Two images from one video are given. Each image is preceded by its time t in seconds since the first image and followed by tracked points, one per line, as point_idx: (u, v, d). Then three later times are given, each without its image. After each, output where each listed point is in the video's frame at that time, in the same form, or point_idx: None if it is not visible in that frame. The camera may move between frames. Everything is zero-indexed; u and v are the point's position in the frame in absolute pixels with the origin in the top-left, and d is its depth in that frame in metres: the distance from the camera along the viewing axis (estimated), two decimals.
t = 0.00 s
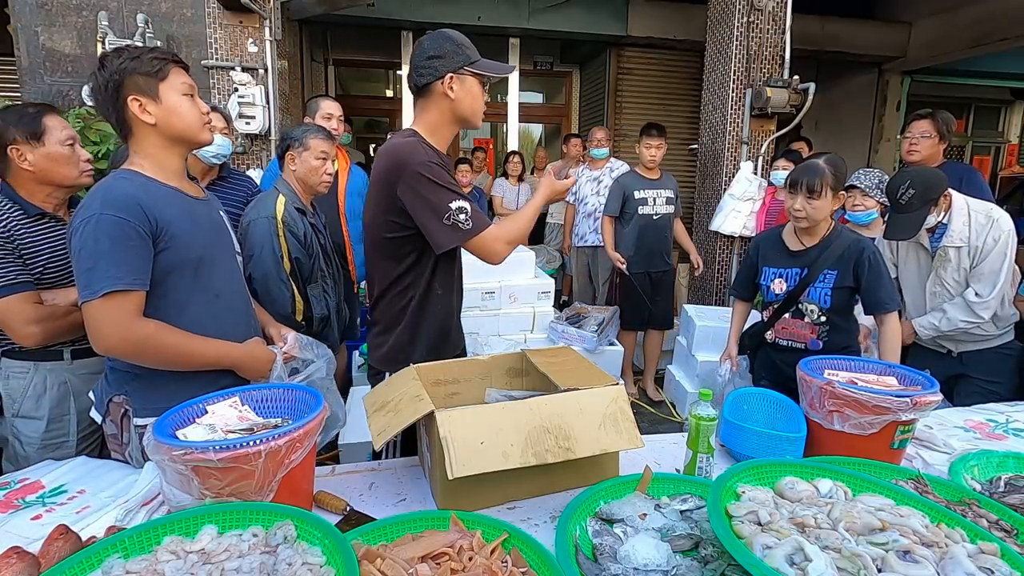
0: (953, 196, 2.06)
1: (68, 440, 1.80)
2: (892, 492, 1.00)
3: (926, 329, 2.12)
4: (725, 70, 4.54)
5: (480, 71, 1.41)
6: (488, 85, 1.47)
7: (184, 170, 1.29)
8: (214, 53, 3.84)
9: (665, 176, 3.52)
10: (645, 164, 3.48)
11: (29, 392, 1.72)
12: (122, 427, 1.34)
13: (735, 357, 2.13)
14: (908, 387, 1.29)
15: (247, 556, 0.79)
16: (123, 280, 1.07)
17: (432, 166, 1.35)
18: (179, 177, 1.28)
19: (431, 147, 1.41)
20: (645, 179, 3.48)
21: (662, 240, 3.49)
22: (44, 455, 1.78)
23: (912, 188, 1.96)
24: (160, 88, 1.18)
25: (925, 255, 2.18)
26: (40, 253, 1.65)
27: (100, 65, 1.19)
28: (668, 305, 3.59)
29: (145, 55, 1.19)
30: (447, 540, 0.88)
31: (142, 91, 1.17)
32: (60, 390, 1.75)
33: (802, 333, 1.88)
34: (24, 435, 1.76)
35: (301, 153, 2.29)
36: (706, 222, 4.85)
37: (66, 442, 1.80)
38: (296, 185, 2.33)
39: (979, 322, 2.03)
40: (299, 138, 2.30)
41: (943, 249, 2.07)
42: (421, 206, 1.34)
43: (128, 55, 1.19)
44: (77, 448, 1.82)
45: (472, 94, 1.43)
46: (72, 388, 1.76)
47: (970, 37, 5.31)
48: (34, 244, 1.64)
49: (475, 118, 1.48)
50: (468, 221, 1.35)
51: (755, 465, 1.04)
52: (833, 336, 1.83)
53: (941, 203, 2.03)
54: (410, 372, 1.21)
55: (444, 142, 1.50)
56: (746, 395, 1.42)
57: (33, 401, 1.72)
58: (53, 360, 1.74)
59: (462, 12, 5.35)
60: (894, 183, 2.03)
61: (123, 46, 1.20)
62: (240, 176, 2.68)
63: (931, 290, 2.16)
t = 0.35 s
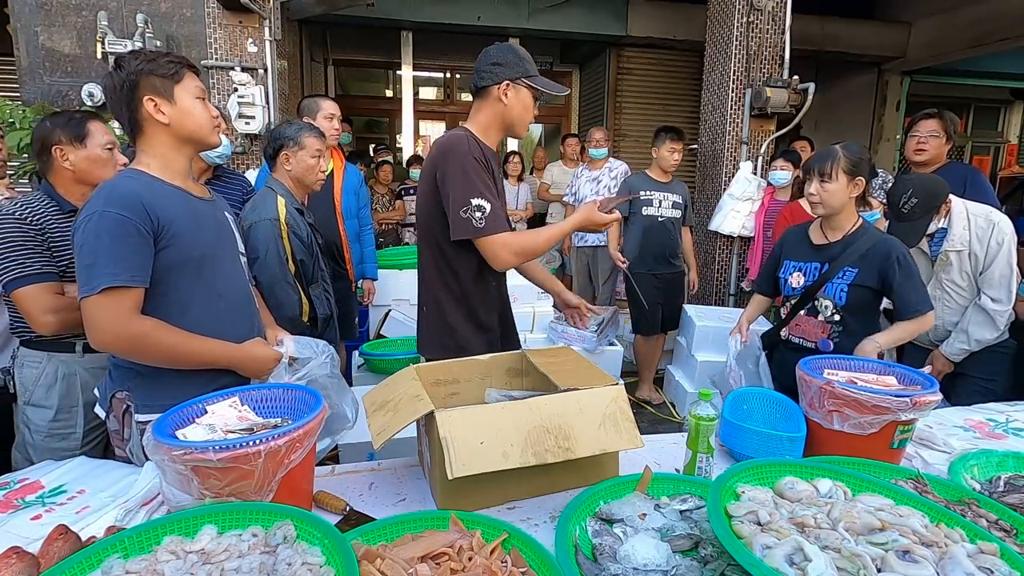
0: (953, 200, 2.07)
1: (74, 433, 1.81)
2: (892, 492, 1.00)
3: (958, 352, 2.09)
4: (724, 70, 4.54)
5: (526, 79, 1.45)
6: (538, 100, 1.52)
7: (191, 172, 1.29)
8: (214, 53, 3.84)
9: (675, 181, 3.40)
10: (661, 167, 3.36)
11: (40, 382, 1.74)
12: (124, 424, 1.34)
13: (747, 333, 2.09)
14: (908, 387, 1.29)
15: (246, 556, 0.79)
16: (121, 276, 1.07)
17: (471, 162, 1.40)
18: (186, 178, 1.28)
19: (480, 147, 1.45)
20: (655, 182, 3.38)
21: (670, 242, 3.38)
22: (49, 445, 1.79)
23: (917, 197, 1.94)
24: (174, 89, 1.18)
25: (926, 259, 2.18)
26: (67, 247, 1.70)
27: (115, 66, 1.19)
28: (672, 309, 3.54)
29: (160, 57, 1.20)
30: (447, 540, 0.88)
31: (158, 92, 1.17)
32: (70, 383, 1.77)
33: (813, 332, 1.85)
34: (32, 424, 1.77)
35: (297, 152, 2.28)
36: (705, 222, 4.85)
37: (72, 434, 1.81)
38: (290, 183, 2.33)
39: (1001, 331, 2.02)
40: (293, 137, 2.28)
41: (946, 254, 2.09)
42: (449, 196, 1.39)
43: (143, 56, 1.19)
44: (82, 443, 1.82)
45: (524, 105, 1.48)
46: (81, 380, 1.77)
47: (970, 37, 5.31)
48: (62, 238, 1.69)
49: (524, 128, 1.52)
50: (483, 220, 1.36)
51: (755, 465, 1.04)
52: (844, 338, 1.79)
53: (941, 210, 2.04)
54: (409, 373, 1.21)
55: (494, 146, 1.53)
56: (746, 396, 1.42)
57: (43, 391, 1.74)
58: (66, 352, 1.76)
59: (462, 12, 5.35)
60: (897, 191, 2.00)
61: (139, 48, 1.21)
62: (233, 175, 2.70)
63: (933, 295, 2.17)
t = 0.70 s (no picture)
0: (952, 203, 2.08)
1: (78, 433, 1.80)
2: (892, 492, 1.00)
3: (952, 352, 2.11)
4: (724, 70, 4.54)
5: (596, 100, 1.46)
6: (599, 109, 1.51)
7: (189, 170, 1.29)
8: (214, 53, 3.84)
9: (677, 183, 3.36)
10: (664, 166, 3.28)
11: (42, 383, 1.74)
12: (129, 420, 1.34)
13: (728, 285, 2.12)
14: (908, 386, 1.29)
15: (246, 556, 0.79)
16: (116, 280, 1.07)
17: (531, 166, 1.39)
18: (183, 177, 1.27)
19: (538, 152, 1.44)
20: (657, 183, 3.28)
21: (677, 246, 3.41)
22: (54, 447, 1.77)
23: (917, 202, 2.03)
24: (170, 88, 1.18)
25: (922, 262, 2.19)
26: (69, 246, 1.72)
27: (110, 65, 1.19)
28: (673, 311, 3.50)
29: (155, 56, 1.20)
30: (447, 540, 0.88)
31: (154, 91, 1.17)
32: (73, 383, 1.78)
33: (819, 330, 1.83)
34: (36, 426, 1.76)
35: (296, 152, 2.28)
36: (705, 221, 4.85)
37: (77, 434, 1.80)
38: (288, 183, 2.33)
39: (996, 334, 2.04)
40: (294, 136, 2.27)
41: (944, 257, 2.09)
42: (512, 202, 1.39)
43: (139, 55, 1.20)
44: (86, 443, 1.82)
45: (583, 112, 1.47)
46: (85, 380, 1.79)
47: (970, 37, 5.31)
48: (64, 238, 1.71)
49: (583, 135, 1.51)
50: (548, 224, 1.35)
51: (755, 465, 1.04)
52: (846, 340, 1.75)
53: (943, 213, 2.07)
54: (409, 373, 1.21)
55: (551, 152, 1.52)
56: (746, 395, 1.42)
57: (46, 392, 1.74)
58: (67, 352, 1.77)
59: (462, 12, 5.35)
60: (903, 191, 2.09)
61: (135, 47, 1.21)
62: (230, 175, 2.69)
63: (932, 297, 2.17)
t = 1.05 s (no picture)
0: (950, 202, 2.09)
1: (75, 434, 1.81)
2: (892, 492, 1.00)
3: (951, 335, 2.06)
4: (724, 70, 4.54)
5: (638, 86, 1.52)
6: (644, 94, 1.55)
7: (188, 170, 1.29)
8: (214, 53, 3.84)
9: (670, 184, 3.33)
10: (657, 167, 3.26)
11: (40, 384, 1.74)
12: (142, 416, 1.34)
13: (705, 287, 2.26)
14: (908, 386, 1.29)
15: (246, 556, 0.79)
16: (130, 291, 1.09)
17: (581, 168, 1.46)
18: (182, 177, 1.27)
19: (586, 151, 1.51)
20: (650, 186, 3.25)
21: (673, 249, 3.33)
22: (52, 448, 1.78)
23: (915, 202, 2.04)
24: (168, 89, 1.19)
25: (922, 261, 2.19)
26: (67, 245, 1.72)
27: (107, 65, 1.19)
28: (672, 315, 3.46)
29: (153, 55, 1.20)
30: (446, 540, 0.88)
31: (151, 91, 1.17)
32: (71, 383, 1.78)
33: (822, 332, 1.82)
34: (33, 427, 1.77)
35: (289, 151, 2.28)
36: (705, 221, 4.85)
37: (74, 435, 1.81)
38: (284, 184, 2.33)
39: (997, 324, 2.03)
40: (285, 136, 2.28)
41: (945, 255, 2.09)
42: (562, 203, 1.46)
43: (136, 55, 1.19)
44: (84, 443, 1.83)
45: (630, 102, 1.51)
46: (83, 380, 1.78)
47: (970, 37, 5.31)
48: (60, 237, 1.71)
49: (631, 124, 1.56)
50: (599, 225, 1.44)
51: (755, 465, 1.04)
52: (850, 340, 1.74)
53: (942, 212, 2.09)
54: (409, 373, 1.21)
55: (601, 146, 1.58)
56: (746, 395, 1.42)
57: (44, 393, 1.74)
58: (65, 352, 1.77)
59: (462, 12, 5.35)
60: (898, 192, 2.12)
61: (131, 46, 1.20)
62: (228, 175, 2.69)
63: (931, 295, 2.15)
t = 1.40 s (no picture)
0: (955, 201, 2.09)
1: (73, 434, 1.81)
2: (892, 492, 1.00)
3: (942, 322, 2.08)
4: (725, 70, 4.54)
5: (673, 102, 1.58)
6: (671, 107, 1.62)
7: (190, 174, 1.29)
8: (214, 53, 3.84)
9: (670, 185, 3.28)
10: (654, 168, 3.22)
11: (37, 384, 1.74)
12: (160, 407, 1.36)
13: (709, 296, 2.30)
14: (908, 387, 1.29)
15: (246, 556, 0.79)
16: (130, 306, 1.12)
17: (603, 177, 1.61)
18: (183, 183, 1.28)
19: (611, 159, 1.64)
20: (650, 188, 3.20)
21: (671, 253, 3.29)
22: (49, 448, 1.78)
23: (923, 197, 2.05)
24: (165, 99, 1.18)
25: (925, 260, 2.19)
26: (61, 246, 1.73)
27: (108, 68, 1.20)
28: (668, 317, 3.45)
29: (153, 60, 1.19)
30: (446, 540, 0.88)
31: (147, 100, 1.17)
32: (67, 383, 1.78)
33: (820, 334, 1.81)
34: (30, 427, 1.77)
35: (288, 151, 2.28)
36: (706, 221, 4.85)
37: (71, 435, 1.81)
38: (282, 184, 2.32)
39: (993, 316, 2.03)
40: (285, 135, 2.28)
41: (948, 253, 2.09)
42: (582, 209, 1.62)
43: (136, 60, 1.18)
44: (81, 443, 1.83)
45: (646, 111, 1.61)
46: (79, 381, 1.78)
47: (970, 37, 5.31)
48: (54, 237, 1.71)
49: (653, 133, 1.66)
50: (611, 233, 1.59)
51: (755, 465, 1.04)
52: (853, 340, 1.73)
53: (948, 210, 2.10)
54: (410, 373, 1.20)
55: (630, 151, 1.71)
56: (748, 396, 1.42)
57: (41, 393, 1.75)
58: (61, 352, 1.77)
59: (462, 12, 5.35)
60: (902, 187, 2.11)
61: (134, 49, 1.20)
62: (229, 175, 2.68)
63: (932, 293, 2.16)
